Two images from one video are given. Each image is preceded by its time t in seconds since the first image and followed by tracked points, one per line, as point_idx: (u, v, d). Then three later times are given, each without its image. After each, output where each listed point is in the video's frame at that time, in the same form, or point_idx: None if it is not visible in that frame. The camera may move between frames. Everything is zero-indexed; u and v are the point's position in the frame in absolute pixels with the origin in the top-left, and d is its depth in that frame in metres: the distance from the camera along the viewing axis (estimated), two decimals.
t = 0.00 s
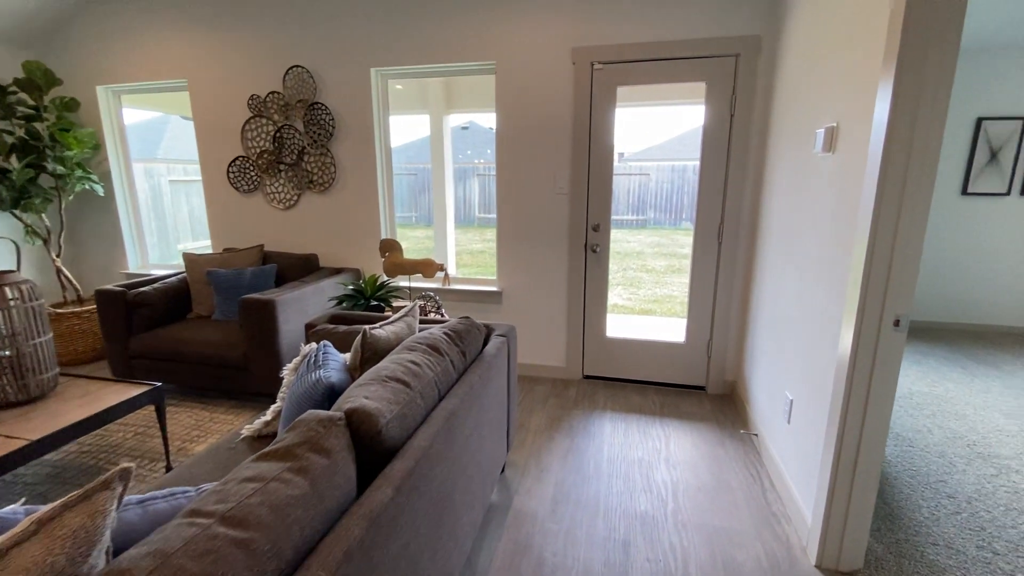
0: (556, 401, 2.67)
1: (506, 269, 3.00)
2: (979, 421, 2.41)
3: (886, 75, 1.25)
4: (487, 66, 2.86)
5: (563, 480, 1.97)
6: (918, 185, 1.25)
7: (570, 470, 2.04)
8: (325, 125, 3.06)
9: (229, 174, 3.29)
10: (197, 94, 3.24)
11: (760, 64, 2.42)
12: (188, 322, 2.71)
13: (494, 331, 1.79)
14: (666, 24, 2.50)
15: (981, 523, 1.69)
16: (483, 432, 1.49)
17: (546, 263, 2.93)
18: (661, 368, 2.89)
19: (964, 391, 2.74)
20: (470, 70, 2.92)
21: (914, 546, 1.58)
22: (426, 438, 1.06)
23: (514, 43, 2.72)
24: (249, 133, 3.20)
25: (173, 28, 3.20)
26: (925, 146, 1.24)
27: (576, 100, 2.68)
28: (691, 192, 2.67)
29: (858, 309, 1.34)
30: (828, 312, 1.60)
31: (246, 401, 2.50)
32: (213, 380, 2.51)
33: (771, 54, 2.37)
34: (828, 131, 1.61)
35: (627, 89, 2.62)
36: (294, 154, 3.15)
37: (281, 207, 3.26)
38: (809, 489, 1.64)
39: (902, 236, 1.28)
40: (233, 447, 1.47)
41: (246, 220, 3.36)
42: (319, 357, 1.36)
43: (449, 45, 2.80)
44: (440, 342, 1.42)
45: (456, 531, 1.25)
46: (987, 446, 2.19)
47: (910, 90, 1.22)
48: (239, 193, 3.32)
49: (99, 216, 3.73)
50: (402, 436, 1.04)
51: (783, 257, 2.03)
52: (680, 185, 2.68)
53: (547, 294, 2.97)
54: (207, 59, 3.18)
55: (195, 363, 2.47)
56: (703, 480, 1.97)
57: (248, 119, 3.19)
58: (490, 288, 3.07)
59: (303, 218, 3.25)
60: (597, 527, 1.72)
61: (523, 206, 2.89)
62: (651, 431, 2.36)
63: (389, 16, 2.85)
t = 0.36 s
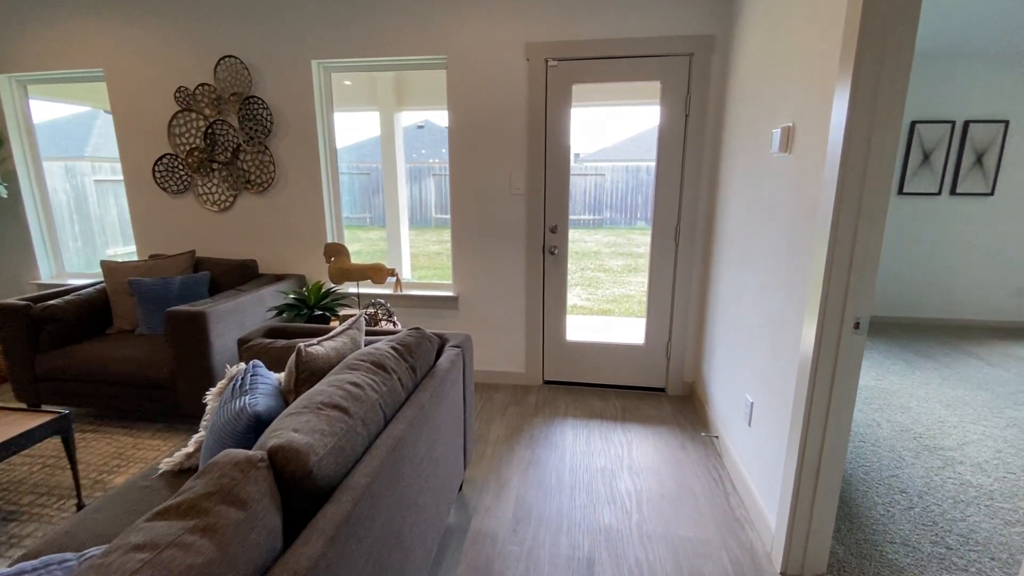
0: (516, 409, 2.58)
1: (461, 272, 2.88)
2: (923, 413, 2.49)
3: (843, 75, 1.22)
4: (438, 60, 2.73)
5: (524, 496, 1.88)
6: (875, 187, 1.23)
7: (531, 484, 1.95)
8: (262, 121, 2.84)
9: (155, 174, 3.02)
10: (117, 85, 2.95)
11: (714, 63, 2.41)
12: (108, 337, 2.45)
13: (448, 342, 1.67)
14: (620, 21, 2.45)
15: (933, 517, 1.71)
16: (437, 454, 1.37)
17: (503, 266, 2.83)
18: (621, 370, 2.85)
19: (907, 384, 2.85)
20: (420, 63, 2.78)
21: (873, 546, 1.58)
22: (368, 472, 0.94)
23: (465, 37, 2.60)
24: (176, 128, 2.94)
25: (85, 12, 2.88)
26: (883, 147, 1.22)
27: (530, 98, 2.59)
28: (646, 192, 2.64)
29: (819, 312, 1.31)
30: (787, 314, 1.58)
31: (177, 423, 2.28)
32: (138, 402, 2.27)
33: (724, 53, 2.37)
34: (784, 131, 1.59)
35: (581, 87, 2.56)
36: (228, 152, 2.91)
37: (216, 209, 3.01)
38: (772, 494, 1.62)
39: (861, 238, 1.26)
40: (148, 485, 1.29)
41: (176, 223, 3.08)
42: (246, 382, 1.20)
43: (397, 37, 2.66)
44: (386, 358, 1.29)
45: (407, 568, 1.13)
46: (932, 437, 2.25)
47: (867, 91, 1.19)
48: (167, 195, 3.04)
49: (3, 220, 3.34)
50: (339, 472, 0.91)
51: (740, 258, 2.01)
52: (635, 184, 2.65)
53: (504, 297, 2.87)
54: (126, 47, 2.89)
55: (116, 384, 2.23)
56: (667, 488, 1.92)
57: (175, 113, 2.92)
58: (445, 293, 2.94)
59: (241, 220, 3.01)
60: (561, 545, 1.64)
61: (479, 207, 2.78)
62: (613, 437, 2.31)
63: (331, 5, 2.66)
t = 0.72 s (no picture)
0: (479, 421, 2.45)
1: (418, 277, 2.72)
2: (880, 408, 2.54)
3: (819, 67, 1.17)
4: (389, 50, 2.55)
5: (491, 517, 1.75)
6: (852, 186, 1.18)
7: (499, 502, 1.83)
8: (193, 114, 2.59)
9: (68, 171, 2.69)
10: (20, 72, 2.61)
11: (676, 59, 2.37)
12: (12, 358, 2.15)
13: (406, 355, 1.52)
14: (579, 14, 2.37)
15: (900, 515, 1.71)
16: (396, 484, 1.22)
17: (463, 270, 2.69)
18: (586, 375, 2.78)
19: (862, 379, 2.91)
20: (370, 53, 2.60)
21: (846, 551, 1.56)
22: (309, 524, 0.79)
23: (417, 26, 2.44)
24: (93, 121, 2.64)
25: None
26: (859, 144, 1.17)
27: (488, 93, 2.47)
28: (605, 192, 2.58)
29: (797, 316, 1.26)
30: (758, 316, 1.53)
31: (95, 453, 2.02)
32: (49, 431, 2.00)
33: (687, 49, 2.33)
34: (753, 128, 1.53)
35: (541, 82, 2.46)
36: (153, 148, 2.63)
37: (141, 210, 2.72)
38: (748, 504, 1.56)
39: (839, 239, 1.21)
40: (43, 540, 1.08)
41: (96, 227, 2.77)
42: (163, 416, 1.02)
43: (345, 25, 2.47)
44: (333, 381, 1.13)
45: None
46: (891, 432, 2.29)
47: (843, 85, 1.14)
48: (84, 195, 2.73)
49: None
50: (273, 528, 0.76)
51: (708, 259, 1.96)
52: (595, 183, 2.57)
53: (464, 302, 2.73)
54: (29, 28, 2.56)
55: (21, 411, 1.95)
56: (639, 499, 1.85)
57: (91, 104, 2.62)
58: (402, 299, 2.77)
59: (172, 223, 2.73)
60: (532, 570, 1.52)
61: (437, 207, 2.63)
62: (582, 446, 2.22)
63: None
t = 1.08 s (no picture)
0: (453, 435, 2.31)
1: (383, 284, 2.54)
2: (853, 406, 2.55)
3: (818, 61, 1.09)
4: (349, 39, 2.38)
5: (470, 543, 1.62)
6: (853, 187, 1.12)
7: (477, 526, 1.70)
8: (129, 106, 2.34)
9: None
10: None
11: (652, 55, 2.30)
12: None
13: (374, 373, 1.37)
14: (552, 6, 2.26)
15: (887, 520, 1.69)
16: (367, 523, 1.07)
17: (432, 275, 2.54)
18: (561, 381, 2.68)
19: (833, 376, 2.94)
20: (328, 43, 2.42)
21: (839, 561, 1.52)
22: None
23: (379, 15, 2.27)
24: (10, 113, 2.34)
25: None
26: (860, 144, 1.10)
27: (456, 88, 2.33)
28: (567, 191, 2.50)
29: (795, 324, 1.19)
30: (747, 322, 1.46)
31: (13, 490, 1.77)
32: None
33: (662, 45, 2.26)
34: (740, 125, 1.46)
35: (511, 77, 2.35)
36: (83, 143, 2.37)
37: (70, 213, 2.44)
38: (740, 518, 1.50)
39: (838, 244, 1.14)
40: None
41: (16, 231, 2.47)
42: (79, 463, 0.83)
43: (300, 11, 2.27)
44: (289, 411, 0.98)
45: None
46: (866, 431, 2.30)
47: (843, 81, 1.07)
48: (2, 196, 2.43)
49: None
50: None
51: (689, 261, 1.89)
52: (559, 182, 2.48)
53: (433, 309, 2.58)
54: None
55: None
56: (625, 514, 1.76)
57: (7, 94, 2.33)
58: (367, 306, 2.60)
59: (106, 227, 2.47)
60: None
61: (403, 209, 2.46)
62: (563, 458, 2.11)
63: None
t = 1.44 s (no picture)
0: (423, 447, 2.20)
1: (346, 289, 2.40)
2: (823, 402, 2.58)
3: (803, 55, 1.05)
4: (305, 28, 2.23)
5: (444, 564, 1.52)
6: (839, 185, 1.08)
7: (451, 545, 1.60)
8: (56, 98, 2.12)
9: None
10: None
11: (622, 51, 2.25)
12: None
13: (336, 390, 1.25)
14: None
15: (866, 518, 1.68)
16: (329, 560, 0.96)
17: (398, 279, 2.42)
18: (534, 386, 2.61)
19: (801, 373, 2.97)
20: (282, 33, 2.26)
21: (823, 564, 1.49)
22: None
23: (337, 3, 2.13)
24: None
25: None
26: (847, 141, 1.06)
27: (421, 83, 2.22)
28: (537, 190, 2.43)
29: (783, 326, 1.14)
30: (729, 323, 1.42)
31: None
32: None
33: (632, 41, 2.22)
34: (718, 121, 1.42)
35: (479, 72, 2.26)
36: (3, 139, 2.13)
37: None
38: (725, 525, 1.45)
39: (825, 244, 1.10)
40: None
41: None
42: None
43: None
44: (236, 440, 0.86)
45: None
46: (837, 427, 2.32)
47: (830, 76, 1.03)
48: None
49: None
50: None
51: (665, 261, 1.85)
52: (530, 181, 2.41)
53: (400, 314, 2.46)
54: None
55: None
56: (606, 525, 1.69)
57: None
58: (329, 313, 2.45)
59: (32, 231, 2.23)
60: None
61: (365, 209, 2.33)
62: (540, 467, 2.03)
63: None
